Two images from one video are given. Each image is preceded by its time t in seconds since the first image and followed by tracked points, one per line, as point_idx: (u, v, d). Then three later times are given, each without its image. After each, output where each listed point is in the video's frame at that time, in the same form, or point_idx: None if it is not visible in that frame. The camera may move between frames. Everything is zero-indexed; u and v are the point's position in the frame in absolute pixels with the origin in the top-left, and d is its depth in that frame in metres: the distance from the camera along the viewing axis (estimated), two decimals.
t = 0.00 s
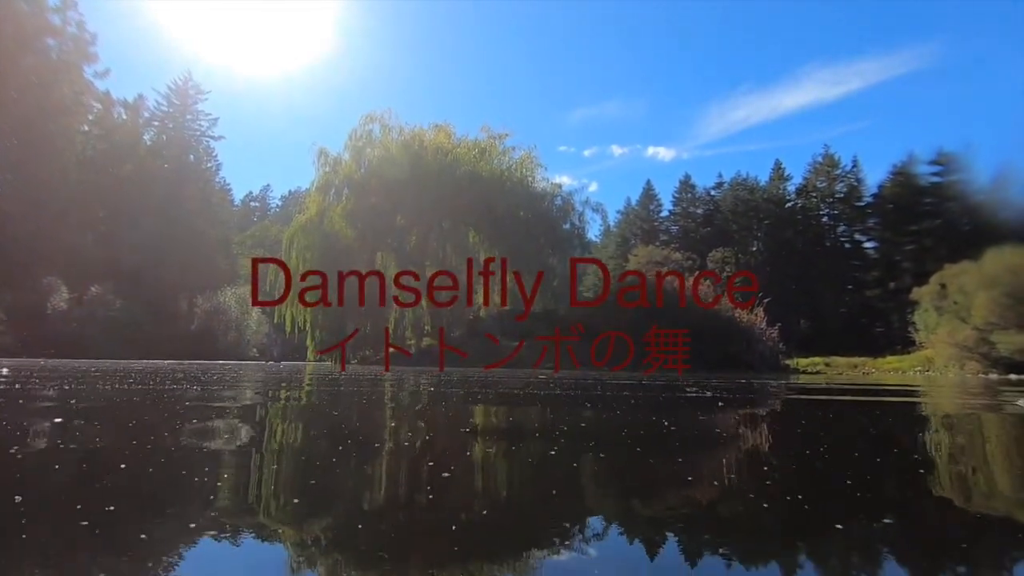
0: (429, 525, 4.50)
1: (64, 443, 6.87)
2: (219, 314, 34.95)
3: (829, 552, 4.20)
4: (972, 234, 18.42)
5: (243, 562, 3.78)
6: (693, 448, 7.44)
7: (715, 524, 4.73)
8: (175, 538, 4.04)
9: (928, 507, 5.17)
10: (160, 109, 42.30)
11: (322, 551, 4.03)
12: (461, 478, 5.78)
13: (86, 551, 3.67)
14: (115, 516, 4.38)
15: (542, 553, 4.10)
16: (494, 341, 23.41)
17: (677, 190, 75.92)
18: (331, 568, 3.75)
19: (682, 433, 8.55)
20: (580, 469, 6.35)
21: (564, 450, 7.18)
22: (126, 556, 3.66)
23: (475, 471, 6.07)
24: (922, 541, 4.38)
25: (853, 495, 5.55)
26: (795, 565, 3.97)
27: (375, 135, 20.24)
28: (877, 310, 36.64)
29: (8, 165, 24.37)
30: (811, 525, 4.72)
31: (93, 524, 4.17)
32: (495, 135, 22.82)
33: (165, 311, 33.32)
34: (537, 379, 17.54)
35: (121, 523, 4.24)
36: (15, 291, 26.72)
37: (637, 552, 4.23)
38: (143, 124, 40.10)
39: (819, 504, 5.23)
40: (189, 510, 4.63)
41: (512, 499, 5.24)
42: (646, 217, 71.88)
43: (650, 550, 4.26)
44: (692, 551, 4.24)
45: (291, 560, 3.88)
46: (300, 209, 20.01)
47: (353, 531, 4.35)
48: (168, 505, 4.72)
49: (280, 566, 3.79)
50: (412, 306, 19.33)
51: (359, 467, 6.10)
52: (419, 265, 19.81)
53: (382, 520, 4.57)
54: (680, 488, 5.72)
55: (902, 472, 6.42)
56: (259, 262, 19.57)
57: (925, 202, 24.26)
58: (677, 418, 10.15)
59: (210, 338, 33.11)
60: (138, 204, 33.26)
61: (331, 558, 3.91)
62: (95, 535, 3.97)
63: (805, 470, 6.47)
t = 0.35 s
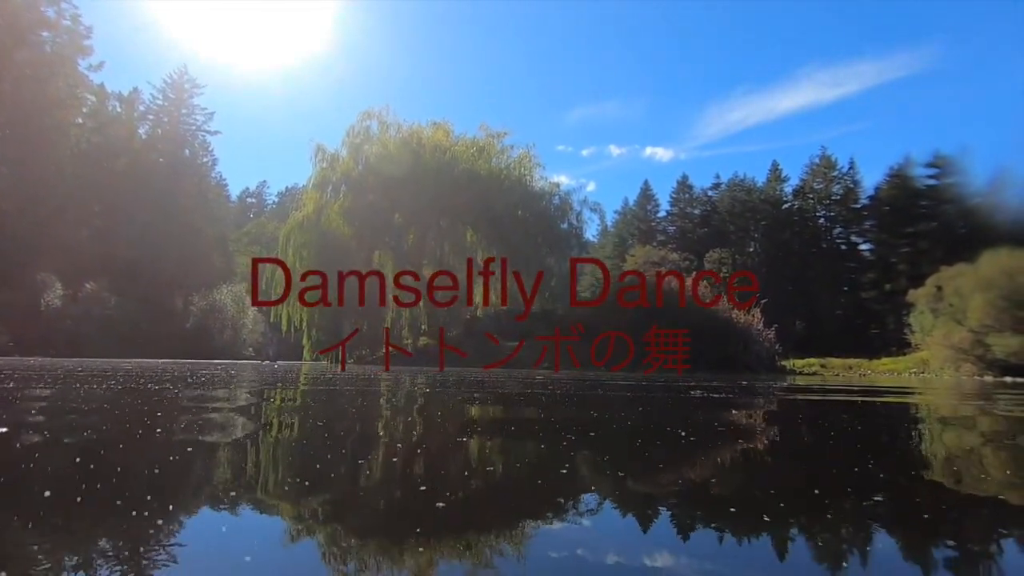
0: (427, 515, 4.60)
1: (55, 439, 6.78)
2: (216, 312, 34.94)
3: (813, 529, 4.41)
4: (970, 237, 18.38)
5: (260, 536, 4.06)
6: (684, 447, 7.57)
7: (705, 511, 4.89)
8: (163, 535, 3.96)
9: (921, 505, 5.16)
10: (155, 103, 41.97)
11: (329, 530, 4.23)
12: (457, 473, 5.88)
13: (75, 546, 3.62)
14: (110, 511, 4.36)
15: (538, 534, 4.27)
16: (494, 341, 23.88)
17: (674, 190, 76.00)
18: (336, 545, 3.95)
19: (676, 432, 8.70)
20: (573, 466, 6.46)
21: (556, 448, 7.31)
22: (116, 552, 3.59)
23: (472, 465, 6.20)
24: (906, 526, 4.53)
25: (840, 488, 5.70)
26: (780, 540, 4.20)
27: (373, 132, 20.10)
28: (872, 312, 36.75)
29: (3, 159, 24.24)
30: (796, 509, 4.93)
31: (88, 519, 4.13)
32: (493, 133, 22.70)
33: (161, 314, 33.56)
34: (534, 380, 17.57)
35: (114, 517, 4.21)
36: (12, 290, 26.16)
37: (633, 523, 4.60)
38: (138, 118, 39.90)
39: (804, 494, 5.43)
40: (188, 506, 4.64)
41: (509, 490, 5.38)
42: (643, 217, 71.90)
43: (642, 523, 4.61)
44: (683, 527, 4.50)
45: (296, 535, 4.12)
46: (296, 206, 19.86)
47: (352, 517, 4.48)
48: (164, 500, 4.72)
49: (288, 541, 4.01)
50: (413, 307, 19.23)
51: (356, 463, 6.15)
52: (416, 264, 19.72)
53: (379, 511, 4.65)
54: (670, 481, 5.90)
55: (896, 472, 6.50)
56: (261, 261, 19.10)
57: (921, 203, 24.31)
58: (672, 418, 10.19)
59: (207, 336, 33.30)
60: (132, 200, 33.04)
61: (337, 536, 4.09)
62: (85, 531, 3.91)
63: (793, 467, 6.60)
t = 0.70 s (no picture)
0: (422, 509, 4.60)
1: (48, 434, 6.71)
2: (211, 307, 34.05)
3: (807, 526, 4.42)
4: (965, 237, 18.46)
5: (253, 532, 4.02)
6: (681, 444, 7.59)
7: (699, 505, 4.90)
8: (151, 530, 3.89)
9: (912, 501, 5.17)
10: (150, 97, 41.59)
11: (323, 524, 4.20)
12: (451, 468, 5.88)
13: (64, 541, 3.58)
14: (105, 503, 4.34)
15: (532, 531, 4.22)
16: (494, 340, 23.94)
17: (673, 189, 76.09)
18: (336, 537, 3.95)
19: (673, 429, 8.74)
20: (571, 463, 6.46)
21: (553, 445, 7.32)
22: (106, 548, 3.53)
23: (470, 461, 6.23)
24: (894, 521, 4.56)
25: (835, 484, 5.73)
26: (777, 539, 4.16)
27: (370, 128, 20.00)
28: (868, 311, 36.86)
29: None
30: (789, 505, 4.96)
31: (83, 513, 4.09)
32: (491, 130, 22.63)
33: (158, 311, 33.53)
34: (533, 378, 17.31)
35: (105, 511, 4.17)
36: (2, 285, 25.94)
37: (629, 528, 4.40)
38: (133, 112, 39.70)
39: (799, 489, 5.47)
40: (182, 499, 4.60)
41: (506, 484, 5.43)
42: (640, 215, 71.98)
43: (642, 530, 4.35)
44: (678, 523, 4.50)
45: (289, 533, 4.03)
46: (292, 201, 19.79)
47: (348, 510, 4.50)
48: (161, 494, 4.70)
49: (279, 537, 3.97)
50: (415, 307, 19.33)
51: (351, 458, 6.13)
52: (413, 261, 19.50)
53: (376, 505, 4.65)
54: (665, 476, 5.95)
55: (892, 469, 6.54)
56: (261, 261, 18.90)
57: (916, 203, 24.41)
58: (669, 417, 10.15)
59: (203, 331, 33.17)
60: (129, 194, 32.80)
61: (335, 531, 4.04)
62: (76, 524, 3.86)
63: (789, 463, 6.62)
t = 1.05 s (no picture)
0: (420, 510, 4.51)
1: (41, 433, 6.59)
2: (210, 305, 33.61)
3: (810, 528, 4.33)
4: (962, 236, 18.51)
5: (244, 536, 3.89)
6: (679, 444, 7.57)
7: (700, 507, 4.83)
8: (142, 532, 3.78)
9: (912, 501, 5.13)
10: (149, 94, 41.54)
11: (316, 526, 4.08)
12: (448, 468, 5.82)
13: (51, 546, 3.47)
14: (94, 505, 4.23)
15: (530, 535, 4.11)
16: (494, 340, 23.82)
17: (672, 189, 76.16)
18: (333, 541, 3.84)
19: (672, 429, 8.71)
20: (569, 462, 6.43)
21: (550, 444, 7.29)
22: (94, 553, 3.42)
23: (466, 460, 6.19)
24: (897, 523, 4.50)
25: (834, 484, 5.68)
26: (782, 542, 4.05)
27: (369, 126, 19.98)
28: (867, 311, 36.84)
29: None
30: (790, 506, 4.88)
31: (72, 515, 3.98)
32: (490, 129, 22.59)
33: (156, 305, 32.93)
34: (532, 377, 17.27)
35: (93, 513, 4.06)
36: None
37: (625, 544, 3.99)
38: (132, 109, 39.67)
39: (800, 490, 5.40)
40: (174, 500, 4.50)
41: (503, 484, 5.35)
42: (640, 214, 72.00)
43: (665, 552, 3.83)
44: (679, 525, 4.40)
45: (278, 539, 3.87)
46: (291, 199, 19.76)
47: (344, 511, 4.42)
48: (154, 495, 4.60)
49: (269, 542, 3.82)
50: (414, 307, 19.16)
51: (348, 458, 6.07)
52: (413, 260, 19.44)
53: (373, 507, 4.56)
54: (664, 476, 5.91)
55: (890, 469, 6.51)
56: (261, 261, 18.78)
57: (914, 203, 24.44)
58: (667, 416, 10.17)
59: (201, 327, 32.89)
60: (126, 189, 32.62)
61: (331, 535, 3.93)
62: (63, 528, 3.75)
63: (787, 463, 6.58)
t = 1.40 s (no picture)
0: (418, 513, 4.39)
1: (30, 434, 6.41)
2: (209, 303, 34.11)
3: (815, 532, 4.23)
4: (963, 238, 18.49)
5: (238, 540, 3.76)
6: (678, 445, 7.53)
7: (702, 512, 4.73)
8: (131, 538, 3.64)
9: (916, 505, 5.05)
10: (149, 92, 41.45)
11: (309, 532, 3.94)
12: (446, 469, 5.75)
13: (29, 553, 3.30)
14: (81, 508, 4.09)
15: (528, 540, 3.99)
16: (494, 340, 23.82)
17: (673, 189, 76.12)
18: (331, 546, 3.71)
19: (674, 430, 8.64)
20: (569, 461, 6.37)
21: (548, 444, 7.24)
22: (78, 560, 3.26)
23: (465, 460, 6.11)
24: (904, 527, 4.42)
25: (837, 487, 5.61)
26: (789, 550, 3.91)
27: (369, 124, 19.94)
28: (867, 312, 36.80)
29: None
30: (794, 510, 4.79)
31: (58, 520, 3.83)
32: (491, 128, 22.55)
33: (155, 304, 33.04)
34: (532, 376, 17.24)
35: (77, 518, 3.89)
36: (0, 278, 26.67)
37: None
38: (132, 107, 39.62)
39: (805, 494, 5.30)
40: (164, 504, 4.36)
41: (500, 486, 5.24)
42: (640, 215, 71.95)
43: None
44: (679, 532, 4.25)
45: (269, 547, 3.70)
46: (291, 197, 19.70)
47: (337, 515, 4.28)
48: (144, 498, 4.45)
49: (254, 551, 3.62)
50: (414, 307, 19.14)
51: (347, 458, 5.98)
52: (413, 260, 19.38)
53: (373, 510, 4.43)
54: (665, 480, 5.80)
55: (892, 471, 6.46)
56: (261, 261, 18.72)
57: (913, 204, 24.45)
58: (667, 416, 10.15)
59: (200, 326, 32.93)
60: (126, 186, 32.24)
61: (330, 543, 3.76)
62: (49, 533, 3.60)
63: (792, 466, 6.47)
